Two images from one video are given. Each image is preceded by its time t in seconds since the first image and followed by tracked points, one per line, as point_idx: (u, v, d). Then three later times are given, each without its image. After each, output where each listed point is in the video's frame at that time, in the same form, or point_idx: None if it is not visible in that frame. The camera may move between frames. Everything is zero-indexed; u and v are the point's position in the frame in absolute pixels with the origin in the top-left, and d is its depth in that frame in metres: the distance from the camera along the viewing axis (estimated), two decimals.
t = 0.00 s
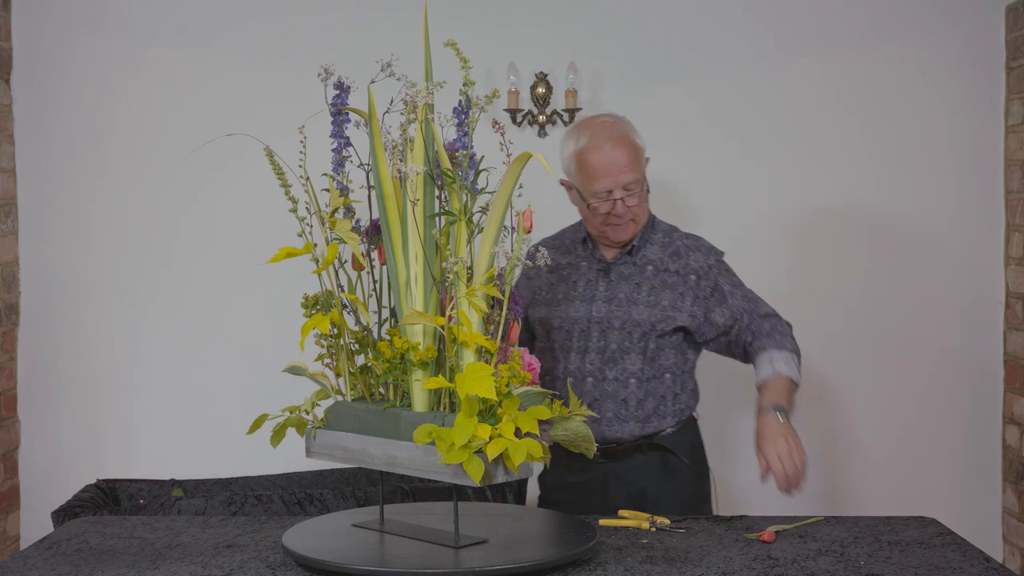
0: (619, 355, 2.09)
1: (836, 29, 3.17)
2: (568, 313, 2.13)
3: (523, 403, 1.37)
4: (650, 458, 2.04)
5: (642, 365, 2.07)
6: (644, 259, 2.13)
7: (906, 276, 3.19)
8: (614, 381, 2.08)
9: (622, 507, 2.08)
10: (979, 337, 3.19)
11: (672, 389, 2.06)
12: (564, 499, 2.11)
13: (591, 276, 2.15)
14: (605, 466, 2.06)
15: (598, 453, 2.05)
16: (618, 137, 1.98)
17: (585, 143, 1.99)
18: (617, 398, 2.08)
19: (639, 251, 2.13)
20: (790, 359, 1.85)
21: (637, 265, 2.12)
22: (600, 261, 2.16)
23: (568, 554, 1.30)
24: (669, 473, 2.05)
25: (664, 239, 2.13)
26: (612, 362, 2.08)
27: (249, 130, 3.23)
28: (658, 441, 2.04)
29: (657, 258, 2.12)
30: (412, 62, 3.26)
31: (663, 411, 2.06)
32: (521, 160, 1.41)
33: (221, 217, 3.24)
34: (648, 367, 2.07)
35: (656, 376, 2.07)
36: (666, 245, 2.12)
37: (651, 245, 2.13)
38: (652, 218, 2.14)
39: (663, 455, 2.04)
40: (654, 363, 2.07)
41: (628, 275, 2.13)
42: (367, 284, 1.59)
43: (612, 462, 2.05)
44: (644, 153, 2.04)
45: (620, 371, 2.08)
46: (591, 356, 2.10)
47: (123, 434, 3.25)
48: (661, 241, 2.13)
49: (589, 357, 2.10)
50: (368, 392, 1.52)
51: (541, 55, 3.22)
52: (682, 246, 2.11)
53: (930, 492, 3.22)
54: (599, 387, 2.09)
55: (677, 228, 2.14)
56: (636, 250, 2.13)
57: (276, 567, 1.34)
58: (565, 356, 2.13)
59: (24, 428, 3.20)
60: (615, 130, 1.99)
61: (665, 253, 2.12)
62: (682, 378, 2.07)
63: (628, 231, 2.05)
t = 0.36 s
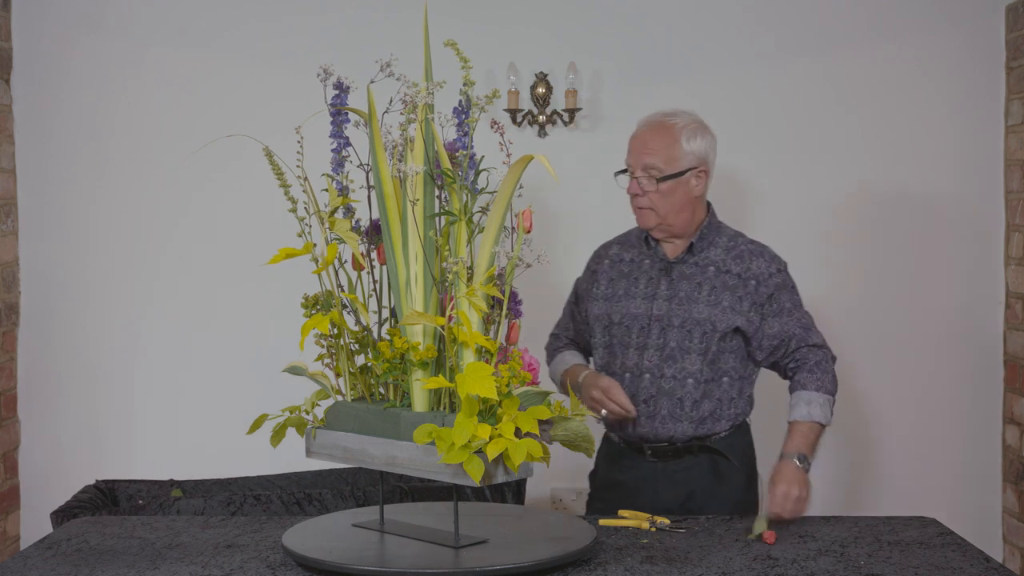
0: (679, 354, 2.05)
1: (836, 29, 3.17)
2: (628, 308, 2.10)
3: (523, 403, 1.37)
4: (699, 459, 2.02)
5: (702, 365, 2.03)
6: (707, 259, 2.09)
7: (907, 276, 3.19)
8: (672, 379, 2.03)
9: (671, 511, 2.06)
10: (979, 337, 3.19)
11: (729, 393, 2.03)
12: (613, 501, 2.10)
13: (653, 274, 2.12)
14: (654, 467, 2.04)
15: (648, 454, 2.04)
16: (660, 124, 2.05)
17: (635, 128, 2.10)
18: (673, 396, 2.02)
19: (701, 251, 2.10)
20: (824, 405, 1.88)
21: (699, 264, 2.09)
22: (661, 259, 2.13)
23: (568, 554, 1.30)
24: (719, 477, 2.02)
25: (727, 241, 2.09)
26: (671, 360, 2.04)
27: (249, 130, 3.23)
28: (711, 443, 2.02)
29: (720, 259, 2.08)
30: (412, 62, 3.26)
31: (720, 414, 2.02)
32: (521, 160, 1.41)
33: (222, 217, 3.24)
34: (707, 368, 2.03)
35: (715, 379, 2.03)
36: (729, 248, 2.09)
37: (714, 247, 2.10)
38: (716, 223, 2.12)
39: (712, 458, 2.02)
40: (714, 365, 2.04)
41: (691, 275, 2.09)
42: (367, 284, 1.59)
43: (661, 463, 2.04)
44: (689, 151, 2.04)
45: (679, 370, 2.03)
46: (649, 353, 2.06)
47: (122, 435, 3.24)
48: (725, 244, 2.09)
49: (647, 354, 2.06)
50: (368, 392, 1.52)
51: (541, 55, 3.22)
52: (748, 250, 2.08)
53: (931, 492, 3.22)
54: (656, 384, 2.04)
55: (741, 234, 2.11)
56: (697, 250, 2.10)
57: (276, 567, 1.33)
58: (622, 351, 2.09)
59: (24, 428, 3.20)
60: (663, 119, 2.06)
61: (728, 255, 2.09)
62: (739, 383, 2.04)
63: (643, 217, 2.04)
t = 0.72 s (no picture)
0: (688, 347, 2.14)
1: (836, 29, 3.17)
2: (641, 302, 2.22)
3: (523, 403, 1.37)
4: (708, 457, 2.09)
5: (708, 357, 2.12)
6: (719, 254, 2.16)
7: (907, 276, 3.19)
8: (681, 371, 2.13)
9: (677, 508, 2.12)
10: (979, 337, 3.19)
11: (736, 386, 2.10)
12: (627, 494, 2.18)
13: (667, 270, 2.22)
14: (666, 462, 2.11)
15: (659, 449, 2.11)
16: (673, 120, 2.20)
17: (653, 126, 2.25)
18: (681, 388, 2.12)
19: (715, 247, 2.17)
20: (763, 389, 1.99)
21: (711, 259, 2.17)
22: (677, 254, 2.23)
23: (568, 554, 1.31)
24: (726, 476, 2.08)
25: (742, 238, 2.16)
26: (679, 352, 2.14)
27: (249, 130, 3.23)
28: (722, 442, 2.08)
29: (732, 254, 2.15)
30: (412, 62, 3.26)
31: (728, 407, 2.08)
32: (521, 160, 1.41)
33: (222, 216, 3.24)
34: (712, 360, 2.12)
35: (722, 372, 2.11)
36: (743, 244, 2.15)
37: (728, 242, 2.17)
38: (733, 219, 2.19)
39: (720, 456, 2.08)
40: (721, 358, 2.11)
41: (702, 269, 2.17)
42: (367, 284, 1.59)
43: (673, 459, 2.11)
44: (701, 144, 2.17)
45: (688, 362, 2.13)
46: (659, 345, 2.17)
47: (122, 435, 3.24)
48: (740, 240, 2.16)
49: (658, 346, 2.17)
50: (368, 392, 1.52)
51: (541, 55, 3.22)
52: (759, 245, 2.14)
53: (931, 492, 3.22)
54: (666, 375, 2.15)
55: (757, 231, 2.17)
56: (711, 245, 2.18)
57: (276, 567, 1.33)
58: (635, 343, 2.21)
59: (23, 428, 3.20)
60: (678, 116, 2.21)
61: (741, 250, 2.15)
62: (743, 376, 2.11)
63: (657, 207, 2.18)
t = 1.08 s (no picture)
0: (648, 346, 2.13)
1: (836, 29, 3.17)
2: (605, 302, 2.22)
3: (523, 403, 1.37)
4: (670, 460, 2.09)
5: (667, 356, 2.12)
6: (682, 253, 2.16)
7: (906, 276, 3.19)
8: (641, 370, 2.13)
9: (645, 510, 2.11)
10: (979, 337, 3.19)
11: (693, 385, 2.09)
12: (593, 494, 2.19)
13: (632, 270, 2.22)
14: (629, 464, 2.12)
15: (622, 450, 2.12)
16: (639, 119, 2.18)
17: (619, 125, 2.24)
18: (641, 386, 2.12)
19: (678, 246, 2.17)
20: (701, 377, 1.99)
21: (674, 258, 2.16)
22: (643, 254, 2.22)
23: (568, 554, 1.31)
24: (688, 480, 2.08)
25: (706, 237, 2.15)
26: (639, 351, 2.14)
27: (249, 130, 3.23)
28: (684, 445, 2.08)
29: (695, 253, 2.14)
30: (412, 62, 3.26)
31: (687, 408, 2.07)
32: (521, 160, 1.41)
33: (222, 216, 3.24)
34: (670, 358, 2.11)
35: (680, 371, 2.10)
36: (707, 242, 2.14)
37: (692, 241, 2.16)
38: (699, 218, 2.18)
39: (682, 460, 2.08)
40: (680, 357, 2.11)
41: (666, 268, 2.16)
42: (367, 284, 1.59)
43: (637, 462, 2.11)
44: (667, 142, 2.16)
45: (648, 361, 2.12)
46: (620, 345, 2.17)
47: (122, 434, 3.24)
48: (704, 239, 2.15)
49: (619, 346, 2.17)
50: (368, 392, 1.52)
51: (541, 55, 3.22)
52: (722, 243, 2.13)
53: (931, 492, 3.22)
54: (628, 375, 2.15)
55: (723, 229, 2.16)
56: (675, 244, 2.17)
57: (276, 567, 1.33)
58: (598, 343, 2.21)
59: (24, 428, 3.20)
60: (643, 115, 2.20)
61: (704, 249, 2.14)
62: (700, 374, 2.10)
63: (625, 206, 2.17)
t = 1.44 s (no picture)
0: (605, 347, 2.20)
1: (836, 29, 3.17)
2: (560, 304, 2.27)
3: (523, 403, 1.37)
4: (634, 456, 2.13)
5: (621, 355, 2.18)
6: (632, 252, 2.21)
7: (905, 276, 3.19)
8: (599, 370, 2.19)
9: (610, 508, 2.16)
10: (979, 337, 3.19)
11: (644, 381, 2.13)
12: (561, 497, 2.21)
13: (583, 270, 2.27)
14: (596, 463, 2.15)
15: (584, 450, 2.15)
16: (588, 117, 2.20)
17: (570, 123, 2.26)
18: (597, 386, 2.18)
19: (628, 244, 2.21)
20: (625, 354, 2.00)
21: (624, 257, 2.21)
22: (593, 254, 2.28)
23: (568, 554, 1.30)
24: (654, 473, 2.13)
25: (655, 234, 2.20)
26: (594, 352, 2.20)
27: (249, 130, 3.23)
28: (647, 441, 2.13)
29: (644, 251, 2.19)
30: (412, 62, 3.26)
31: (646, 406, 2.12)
32: (521, 160, 1.41)
33: (222, 217, 3.24)
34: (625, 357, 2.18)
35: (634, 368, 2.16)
36: (655, 239, 2.19)
37: (640, 239, 2.21)
38: (648, 215, 2.22)
39: (647, 455, 2.13)
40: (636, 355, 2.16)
41: (617, 268, 2.21)
42: (367, 284, 1.59)
43: (604, 461, 2.14)
44: (617, 141, 2.19)
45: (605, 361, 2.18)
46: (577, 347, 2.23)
47: (122, 434, 3.24)
48: (653, 236, 2.20)
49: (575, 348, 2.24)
50: (368, 392, 1.52)
51: (541, 55, 3.22)
52: (670, 238, 2.18)
53: (931, 493, 3.22)
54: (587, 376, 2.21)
55: (671, 225, 2.21)
56: (624, 243, 2.21)
57: (276, 567, 1.33)
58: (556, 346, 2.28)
59: (24, 428, 3.20)
60: (592, 113, 2.21)
61: (653, 247, 2.19)
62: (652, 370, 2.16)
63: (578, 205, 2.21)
